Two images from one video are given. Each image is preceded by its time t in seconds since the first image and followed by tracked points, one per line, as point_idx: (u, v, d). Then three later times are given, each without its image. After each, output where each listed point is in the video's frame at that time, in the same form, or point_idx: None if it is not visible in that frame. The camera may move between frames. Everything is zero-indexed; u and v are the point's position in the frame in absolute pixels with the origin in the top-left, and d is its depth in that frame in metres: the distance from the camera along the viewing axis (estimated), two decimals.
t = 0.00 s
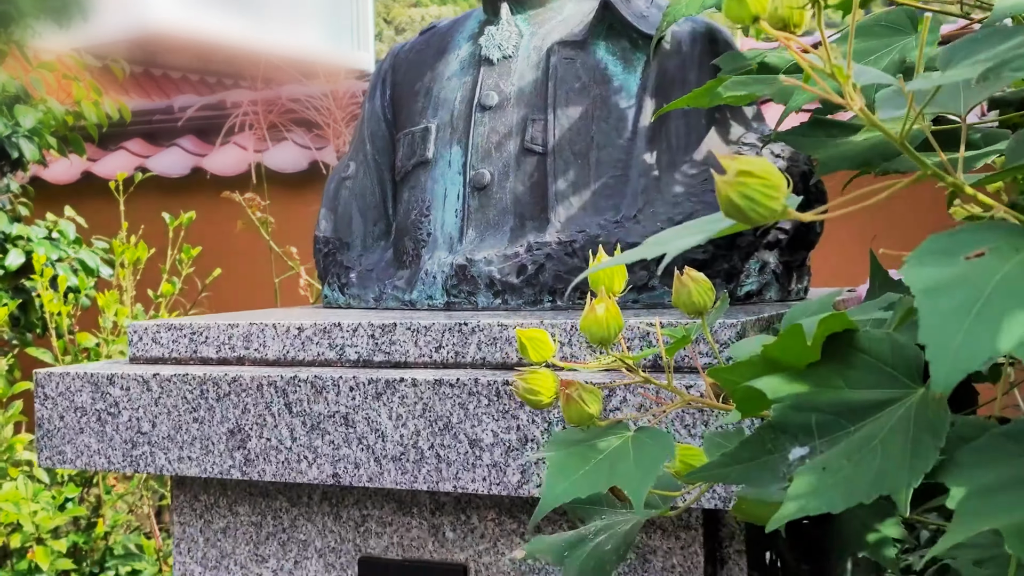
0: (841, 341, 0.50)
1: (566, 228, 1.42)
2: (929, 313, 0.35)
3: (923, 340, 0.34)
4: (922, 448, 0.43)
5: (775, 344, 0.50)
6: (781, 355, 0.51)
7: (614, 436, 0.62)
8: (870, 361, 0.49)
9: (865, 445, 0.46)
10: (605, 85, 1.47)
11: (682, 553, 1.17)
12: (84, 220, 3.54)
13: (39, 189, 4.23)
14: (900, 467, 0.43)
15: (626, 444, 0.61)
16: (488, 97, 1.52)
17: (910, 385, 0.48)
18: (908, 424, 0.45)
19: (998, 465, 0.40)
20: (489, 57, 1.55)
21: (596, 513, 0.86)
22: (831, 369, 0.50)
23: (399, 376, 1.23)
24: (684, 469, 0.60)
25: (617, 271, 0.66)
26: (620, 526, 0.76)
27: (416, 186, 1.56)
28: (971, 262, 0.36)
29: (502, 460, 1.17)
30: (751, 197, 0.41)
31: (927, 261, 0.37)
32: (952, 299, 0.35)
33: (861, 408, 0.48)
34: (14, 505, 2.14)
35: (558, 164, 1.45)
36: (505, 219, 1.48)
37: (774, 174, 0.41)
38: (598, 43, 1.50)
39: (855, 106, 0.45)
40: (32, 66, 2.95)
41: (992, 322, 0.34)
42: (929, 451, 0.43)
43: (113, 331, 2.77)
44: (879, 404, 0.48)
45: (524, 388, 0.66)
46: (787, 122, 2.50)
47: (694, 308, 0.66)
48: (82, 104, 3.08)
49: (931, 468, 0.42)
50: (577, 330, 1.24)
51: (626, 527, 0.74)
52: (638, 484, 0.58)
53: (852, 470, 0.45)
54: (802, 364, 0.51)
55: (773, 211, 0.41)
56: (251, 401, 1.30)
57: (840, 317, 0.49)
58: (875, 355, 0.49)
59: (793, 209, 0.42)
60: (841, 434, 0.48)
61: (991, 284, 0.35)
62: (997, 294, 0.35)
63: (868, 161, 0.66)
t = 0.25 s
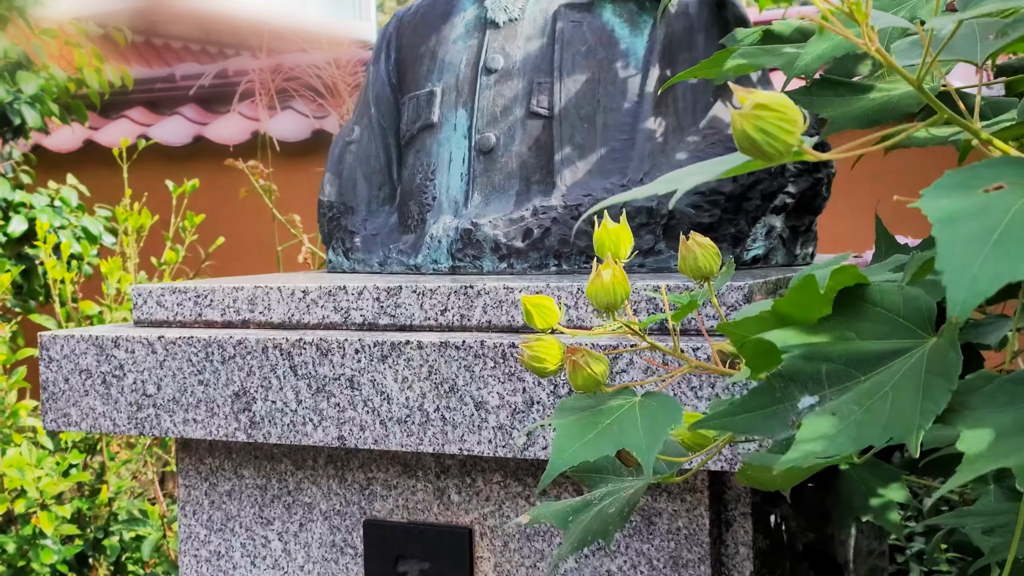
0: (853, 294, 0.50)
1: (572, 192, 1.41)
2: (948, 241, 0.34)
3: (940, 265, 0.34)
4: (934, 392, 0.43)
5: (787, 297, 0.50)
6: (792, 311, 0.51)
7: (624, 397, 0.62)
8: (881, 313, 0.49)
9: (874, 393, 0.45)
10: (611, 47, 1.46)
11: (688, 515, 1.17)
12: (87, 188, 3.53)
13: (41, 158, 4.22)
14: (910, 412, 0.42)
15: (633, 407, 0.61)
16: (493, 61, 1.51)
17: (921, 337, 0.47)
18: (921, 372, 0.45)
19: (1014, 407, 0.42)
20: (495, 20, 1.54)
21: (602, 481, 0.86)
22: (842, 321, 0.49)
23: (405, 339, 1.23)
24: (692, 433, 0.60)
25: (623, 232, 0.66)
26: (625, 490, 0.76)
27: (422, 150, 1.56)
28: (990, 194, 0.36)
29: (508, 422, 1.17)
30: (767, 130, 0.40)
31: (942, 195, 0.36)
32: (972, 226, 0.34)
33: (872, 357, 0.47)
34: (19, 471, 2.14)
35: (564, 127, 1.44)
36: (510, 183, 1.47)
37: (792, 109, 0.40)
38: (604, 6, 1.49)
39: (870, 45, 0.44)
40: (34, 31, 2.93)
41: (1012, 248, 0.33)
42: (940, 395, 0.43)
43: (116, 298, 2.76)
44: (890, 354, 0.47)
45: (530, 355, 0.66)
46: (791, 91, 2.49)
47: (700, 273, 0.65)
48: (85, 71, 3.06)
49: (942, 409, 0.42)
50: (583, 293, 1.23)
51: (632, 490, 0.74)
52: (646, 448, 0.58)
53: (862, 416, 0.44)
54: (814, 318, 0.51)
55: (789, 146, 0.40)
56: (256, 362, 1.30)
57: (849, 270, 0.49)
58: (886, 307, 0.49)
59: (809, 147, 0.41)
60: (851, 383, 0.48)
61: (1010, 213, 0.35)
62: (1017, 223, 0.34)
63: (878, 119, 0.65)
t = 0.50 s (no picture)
0: (865, 252, 0.49)
1: (577, 157, 1.41)
2: (969, 213, 0.33)
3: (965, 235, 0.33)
4: (943, 354, 0.42)
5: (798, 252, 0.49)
6: (803, 266, 0.49)
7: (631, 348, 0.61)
8: (894, 272, 0.48)
9: (883, 353, 0.45)
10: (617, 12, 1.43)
11: (691, 479, 1.17)
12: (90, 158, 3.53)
13: (45, 127, 4.22)
14: (917, 374, 0.42)
15: (642, 360, 0.59)
16: (499, 25, 1.50)
17: (932, 297, 0.46)
18: (930, 333, 0.44)
19: None
20: None
21: (604, 443, 0.84)
22: (853, 279, 0.49)
23: (410, 303, 1.23)
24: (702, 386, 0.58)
25: (632, 188, 0.64)
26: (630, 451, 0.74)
27: (427, 115, 1.55)
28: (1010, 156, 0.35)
29: (512, 386, 1.17)
30: (784, 94, 0.40)
31: (964, 154, 0.35)
32: (997, 192, 0.33)
33: (881, 317, 0.47)
34: (25, 438, 2.15)
35: (569, 93, 1.43)
36: (515, 148, 1.47)
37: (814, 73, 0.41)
38: None
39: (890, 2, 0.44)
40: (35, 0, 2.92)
41: None
42: (950, 358, 0.42)
43: (120, 266, 2.77)
44: (900, 313, 0.46)
45: (536, 313, 0.65)
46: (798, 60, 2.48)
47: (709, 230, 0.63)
48: (86, 40, 3.05)
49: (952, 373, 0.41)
50: (588, 257, 1.23)
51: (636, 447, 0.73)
52: (656, 397, 0.56)
53: (869, 376, 0.44)
54: (826, 276, 0.49)
55: (808, 109, 0.40)
56: (261, 327, 1.30)
57: (864, 227, 0.47)
58: (897, 264, 0.48)
59: (826, 109, 0.41)
60: (858, 342, 0.47)
61: None
62: None
63: (887, 86, 0.61)
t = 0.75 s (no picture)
0: (876, 225, 0.49)
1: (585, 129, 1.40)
2: (985, 174, 0.34)
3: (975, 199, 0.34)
4: (962, 324, 0.43)
5: (811, 229, 0.48)
6: (814, 243, 0.49)
7: (639, 325, 0.62)
8: (906, 244, 0.48)
9: (900, 325, 0.45)
10: None
11: (698, 451, 1.17)
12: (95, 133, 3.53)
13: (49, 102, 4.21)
14: (937, 345, 0.42)
15: (649, 339, 0.60)
16: None
17: (946, 268, 0.46)
18: (947, 303, 0.44)
19: None
20: None
21: (614, 414, 0.85)
22: (865, 253, 0.48)
23: (417, 273, 1.22)
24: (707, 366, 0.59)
25: (639, 161, 0.64)
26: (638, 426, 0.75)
27: (434, 87, 1.55)
28: None
29: (520, 356, 1.17)
30: (795, 58, 0.41)
31: (975, 124, 0.36)
32: (1008, 157, 0.34)
33: (896, 289, 0.46)
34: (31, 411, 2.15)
35: (577, 64, 1.43)
36: (522, 120, 1.47)
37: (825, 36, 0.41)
38: None
39: None
40: None
41: None
42: (969, 327, 0.42)
43: (125, 240, 2.76)
44: (913, 286, 0.46)
45: (544, 286, 0.64)
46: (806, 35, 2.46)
47: (719, 203, 0.64)
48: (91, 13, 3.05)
49: (972, 342, 0.42)
50: (596, 228, 1.23)
51: (644, 424, 0.73)
52: (663, 380, 0.58)
53: (888, 348, 0.44)
54: (836, 250, 0.49)
55: (819, 73, 0.41)
56: (268, 298, 1.30)
57: (877, 200, 0.47)
58: (910, 237, 0.48)
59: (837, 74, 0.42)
60: (874, 315, 0.47)
61: None
62: None
63: (898, 53, 0.61)
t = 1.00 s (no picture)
0: (888, 183, 0.48)
1: (592, 97, 1.40)
2: (1001, 119, 0.33)
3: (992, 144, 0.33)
4: (972, 281, 0.42)
5: (822, 186, 0.49)
6: (823, 203, 0.50)
7: (646, 292, 0.61)
8: (917, 203, 0.46)
9: (910, 282, 0.43)
10: None
11: (704, 420, 1.16)
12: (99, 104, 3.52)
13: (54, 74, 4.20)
14: (946, 303, 0.41)
15: (655, 306, 0.60)
16: None
17: (957, 226, 0.45)
18: (957, 262, 0.43)
19: None
20: None
21: (620, 391, 0.84)
22: (875, 212, 0.47)
23: (424, 240, 1.22)
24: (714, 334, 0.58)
25: (647, 129, 0.64)
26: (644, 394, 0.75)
27: (440, 55, 1.54)
28: None
29: (527, 324, 1.16)
30: (807, 7, 0.40)
31: (991, 71, 0.35)
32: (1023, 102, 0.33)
33: (905, 248, 0.45)
34: (37, 381, 2.15)
35: (584, 32, 1.42)
36: (530, 88, 1.46)
37: None
38: None
39: None
40: None
41: None
42: (980, 284, 0.41)
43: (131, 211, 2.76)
44: (923, 244, 0.45)
45: (551, 257, 0.64)
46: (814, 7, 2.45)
47: (726, 167, 0.64)
48: None
49: (983, 299, 0.41)
50: (603, 195, 1.22)
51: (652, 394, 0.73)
52: (668, 347, 0.57)
53: (897, 307, 0.43)
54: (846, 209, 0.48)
55: (830, 22, 0.40)
56: (274, 265, 1.30)
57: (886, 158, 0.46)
58: (920, 195, 0.47)
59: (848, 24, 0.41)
60: (884, 274, 0.46)
61: None
62: None
63: (910, 13, 0.60)
